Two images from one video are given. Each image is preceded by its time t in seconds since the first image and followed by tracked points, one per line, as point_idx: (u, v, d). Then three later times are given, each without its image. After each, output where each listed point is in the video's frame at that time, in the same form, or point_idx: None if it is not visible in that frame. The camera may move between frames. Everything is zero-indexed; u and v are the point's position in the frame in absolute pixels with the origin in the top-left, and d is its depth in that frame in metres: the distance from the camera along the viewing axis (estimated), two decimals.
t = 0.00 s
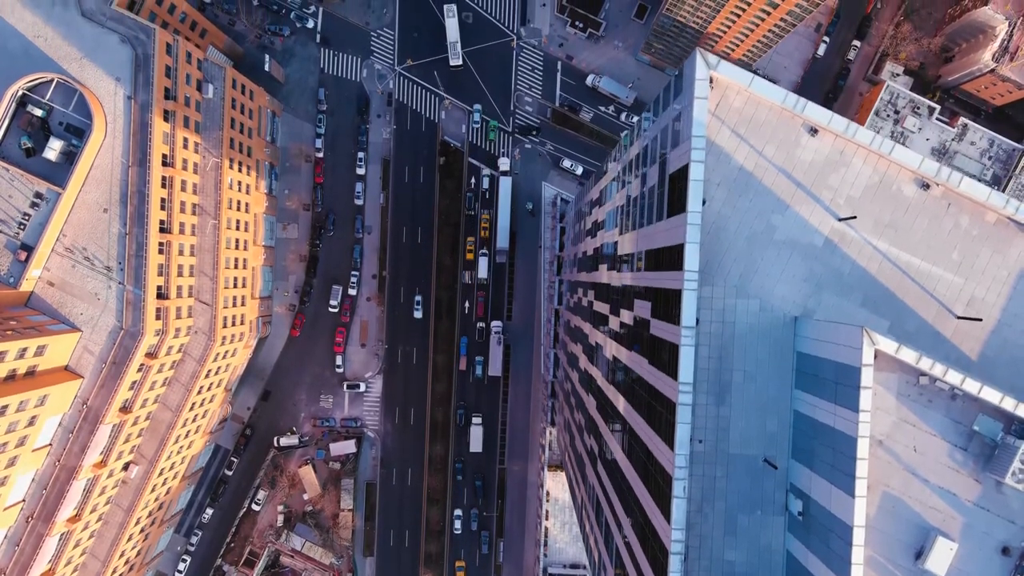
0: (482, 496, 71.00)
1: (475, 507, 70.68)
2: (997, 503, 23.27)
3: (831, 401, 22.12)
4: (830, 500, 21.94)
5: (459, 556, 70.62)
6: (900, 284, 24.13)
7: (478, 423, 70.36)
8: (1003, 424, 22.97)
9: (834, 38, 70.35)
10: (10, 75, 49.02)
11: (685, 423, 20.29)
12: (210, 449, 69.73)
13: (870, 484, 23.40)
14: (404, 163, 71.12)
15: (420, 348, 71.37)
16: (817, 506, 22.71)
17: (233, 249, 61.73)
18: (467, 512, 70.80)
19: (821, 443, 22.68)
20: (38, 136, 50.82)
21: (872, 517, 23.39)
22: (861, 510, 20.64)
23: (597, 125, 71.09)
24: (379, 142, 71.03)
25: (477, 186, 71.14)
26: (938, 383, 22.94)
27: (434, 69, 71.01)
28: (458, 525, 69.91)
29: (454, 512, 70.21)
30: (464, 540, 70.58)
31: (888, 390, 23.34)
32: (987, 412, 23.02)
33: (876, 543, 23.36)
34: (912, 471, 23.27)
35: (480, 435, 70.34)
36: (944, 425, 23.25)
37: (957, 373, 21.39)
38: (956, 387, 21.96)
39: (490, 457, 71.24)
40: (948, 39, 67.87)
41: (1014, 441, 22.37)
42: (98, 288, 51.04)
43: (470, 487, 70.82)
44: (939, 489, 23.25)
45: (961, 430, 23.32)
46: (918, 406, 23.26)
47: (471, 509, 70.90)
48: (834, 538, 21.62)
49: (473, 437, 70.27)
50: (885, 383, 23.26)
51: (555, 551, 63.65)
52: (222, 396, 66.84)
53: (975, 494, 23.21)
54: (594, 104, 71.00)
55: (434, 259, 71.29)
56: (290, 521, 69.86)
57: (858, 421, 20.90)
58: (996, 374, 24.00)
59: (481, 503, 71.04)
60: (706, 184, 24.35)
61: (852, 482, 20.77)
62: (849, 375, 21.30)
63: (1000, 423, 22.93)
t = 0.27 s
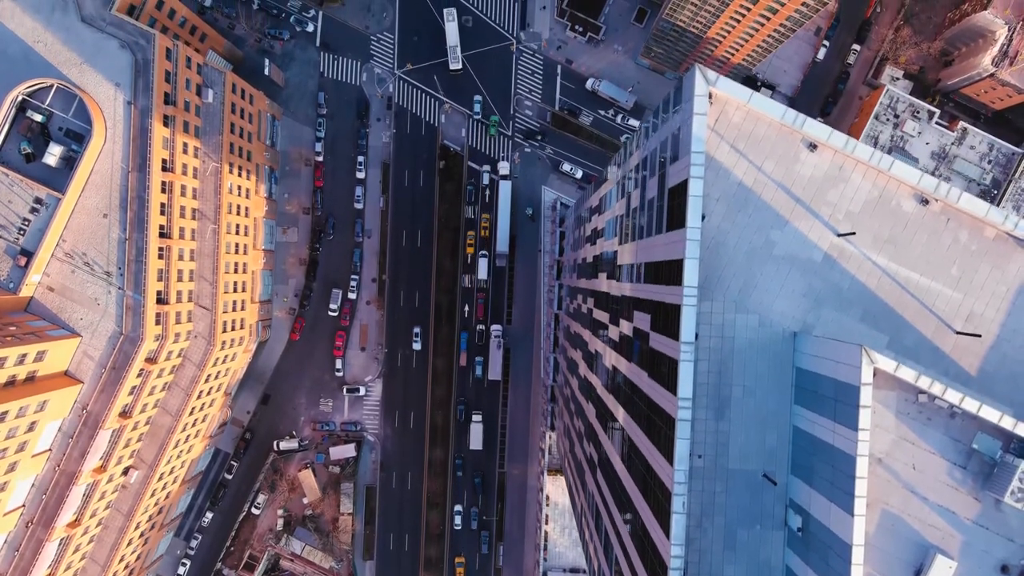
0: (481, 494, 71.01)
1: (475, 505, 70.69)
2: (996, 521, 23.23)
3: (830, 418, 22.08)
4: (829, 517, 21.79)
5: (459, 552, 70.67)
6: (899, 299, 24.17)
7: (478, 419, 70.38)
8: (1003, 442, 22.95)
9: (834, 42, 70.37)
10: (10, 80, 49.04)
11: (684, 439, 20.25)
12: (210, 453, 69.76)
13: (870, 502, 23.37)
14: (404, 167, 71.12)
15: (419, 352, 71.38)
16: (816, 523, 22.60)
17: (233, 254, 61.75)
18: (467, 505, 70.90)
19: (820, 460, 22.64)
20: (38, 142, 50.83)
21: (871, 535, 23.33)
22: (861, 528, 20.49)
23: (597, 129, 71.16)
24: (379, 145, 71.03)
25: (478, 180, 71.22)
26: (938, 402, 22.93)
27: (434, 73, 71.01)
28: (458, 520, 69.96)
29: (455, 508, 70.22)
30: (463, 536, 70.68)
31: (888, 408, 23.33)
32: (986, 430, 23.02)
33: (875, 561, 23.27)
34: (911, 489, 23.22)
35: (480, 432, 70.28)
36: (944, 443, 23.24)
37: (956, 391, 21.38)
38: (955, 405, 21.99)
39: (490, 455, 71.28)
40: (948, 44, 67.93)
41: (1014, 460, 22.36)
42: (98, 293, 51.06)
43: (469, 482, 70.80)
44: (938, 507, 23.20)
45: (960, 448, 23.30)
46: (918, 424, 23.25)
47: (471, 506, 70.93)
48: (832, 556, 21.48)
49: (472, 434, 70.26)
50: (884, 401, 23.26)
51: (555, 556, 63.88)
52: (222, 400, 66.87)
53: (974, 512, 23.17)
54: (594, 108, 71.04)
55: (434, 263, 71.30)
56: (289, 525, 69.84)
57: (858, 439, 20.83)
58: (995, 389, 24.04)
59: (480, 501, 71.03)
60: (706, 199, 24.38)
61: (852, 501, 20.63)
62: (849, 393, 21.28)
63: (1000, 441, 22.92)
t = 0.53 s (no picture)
0: (481, 492, 71.05)
1: (475, 504, 70.74)
2: (996, 539, 23.19)
3: (829, 436, 22.09)
4: (827, 534, 21.74)
5: (459, 548, 70.80)
6: (898, 314, 24.18)
7: (478, 418, 70.45)
8: (1002, 460, 22.96)
9: (834, 45, 70.39)
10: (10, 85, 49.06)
11: (683, 455, 20.23)
12: (210, 457, 69.76)
13: (868, 520, 23.37)
14: (404, 171, 71.13)
15: (419, 355, 71.38)
16: (815, 540, 22.57)
17: (233, 258, 61.77)
18: (467, 502, 70.95)
19: (819, 477, 22.60)
20: (38, 147, 50.83)
21: (870, 553, 23.33)
22: (860, 547, 20.51)
23: (597, 132, 71.19)
24: (379, 149, 71.05)
25: (479, 174, 71.17)
26: (937, 420, 22.95)
27: (434, 76, 71.01)
28: (458, 517, 70.00)
29: (455, 503, 70.30)
30: (464, 535, 70.74)
31: (886, 425, 23.34)
32: (985, 447, 23.04)
33: None
34: (910, 507, 23.23)
35: (480, 431, 70.39)
36: (942, 461, 23.25)
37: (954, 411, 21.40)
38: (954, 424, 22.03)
39: (490, 451, 71.35)
40: (948, 48, 67.94)
41: (1013, 479, 22.35)
42: (98, 298, 51.09)
43: (469, 477, 70.89)
44: (937, 525, 23.19)
45: (959, 466, 23.30)
46: (916, 442, 23.29)
47: (471, 504, 70.98)
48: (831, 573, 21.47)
49: (473, 433, 70.37)
50: (883, 419, 23.28)
51: (555, 560, 64.32)
52: (222, 404, 66.90)
53: (974, 530, 23.16)
54: (594, 112, 71.09)
55: (434, 267, 71.31)
56: (289, 529, 69.83)
57: (857, 458, 20.82)
58: (994, 405, 23.97)
59: (480, 499, 71.07)
60: (705, 214, 24.37)
61: (851, 519, 20.63)
62: (848, 411, 21.33)
63: (999, 459, 22.92)
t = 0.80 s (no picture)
0: (481, 490, 71.15)
1: (475, 502, 70.78)
2: (995, 557, 23.18)
3: (829, 453, 22.10)
4: (827, 551, 21.68)
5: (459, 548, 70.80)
6: (898, 329, 24.19)
7: (478, 417, 70.56)
8: (1001, 477, 22.99)
9: (834, 49, 70.39)
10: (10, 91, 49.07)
11: (683, 470, 20.17)
12: (210, 460, 69.74)
13: (868, 537, 23.34)
14: (403, 174, 71.13)
15: (419, 359, 71.38)
16: (814, 556, 22.52)
17: (233, 262, 61.78)
18: (468, 499, 71.00)
19: (818, 493, 22.59)
20: (38, 152, 50.83)
21: (870, 570, 23.31)
22: (859, 565, 20.50)
23: (596, 136, 71.19)
24: (379, 153, 71.08)
25: (480, 165, 71.16)
26: (936, 437, 22.99)
27: (434, 80, 71.02)
28: (458, 513, 70.03)
29: (455, 499, 70.37)
30: (464, 533, 70.77)
31: (886, 443, 23.36)
32: (983, 465, 23.09)
33: None
34: (910, 525, 23.22)
35: (480, 430, 70.46)
36: (942, 479, 23.28)
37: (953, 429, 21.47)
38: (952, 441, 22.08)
39: (490, 449, 71.41)
40: (948, 52, 67.97)
41: (1012, 497, 22.38)
42: (98, 303, 51.12)
43: (469, 472, 71.03)
44: (937, 543, 23.16)
45: (959, 484, 23.33)
46: (916, 460, 23.32)
47: (471, 502, 71.04)
48: None
49: (473, 431, 70.45)
50: (883, 437, 23.30)
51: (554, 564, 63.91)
52: (222, 407, 66.91)
53: (973, 548, 23.15)
54: (594, 115, 71.09)
55: (434, 271, 71.32)
56: (289, 533, 69.81)
57: (857, 476, 20.82)
58: (993, 419, 24.07)
59: (480, 497, 71.12)
60: (704, 229, 24.34)
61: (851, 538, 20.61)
62: (848, 429, 21.38)
63: (998, 476, 22.95)
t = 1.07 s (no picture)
0: (481, 489, 71.19)
1: (475, 500, 70.82)
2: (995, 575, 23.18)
3: (828, 470, 22.11)
4: (827, 569, 21.66)
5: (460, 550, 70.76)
6: (898, 344, 24.19)
7: (478, 417, 70.57)
8: (1001, 495, 23.03)
9: (834, 52, 70.37)
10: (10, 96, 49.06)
11: (682, 484, 20.11)
12: (210, 464, 69.74)
13: (868, 555, 23.32)
14: (403, 178, 71.14)
15: (419, 363, 71.38)
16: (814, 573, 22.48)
17: (233, 266, 61.79)
18: (468, 496, 71.10)
19: (818, 509, 22.59)
20: (38, 157, 50.79)
21: None
22: None
23: (596, 140, 71.19)
24: (379, 157, 71.10)
25: (480, 160, 71.24)
26: (935, 455, 23.02)
27: (434, 84, 71.01)
28: (458, 510, 70.15)
29: (455, 495, 70.44)
30: (464, 535, 70.78)
31: (885, 460, 23.37)
32: (983, 483, 23.11)
33: None
34: (910, 543, 23.20)
35: (480, 430, 70.43)
36: (941, 497, 23.29)
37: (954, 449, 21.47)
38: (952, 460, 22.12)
39: (490, 448, 71.43)
40: (947, 55, 67.95)
41: (1012, 515, 22.40)
42: (98, 308, 51.12)
43: (469, 469, 71.07)
44: (937, 561, 23.15)
45: (958, 502, 23.35)
46: (915, 477, 23.33)
47: (471, 500, 71.06)
48: None
49: (473, 432, 70.41)
50: (883, 455, 23.32)
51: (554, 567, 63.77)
52: (222, 412, 66.92)
53: (973, 566, 23.14)
54: (593, 119, 71.10)
55: (433, 274, 71.33)
56: (289, 536, 69.83)
57: (857, 495, 20.82)
58: (993, 434, 24.08)
59: (480, 495, 71.14)
60: (704, 243, 24.34)
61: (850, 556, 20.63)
62: (847, 447, 21.42)
63: (998, 494, 22.99)
